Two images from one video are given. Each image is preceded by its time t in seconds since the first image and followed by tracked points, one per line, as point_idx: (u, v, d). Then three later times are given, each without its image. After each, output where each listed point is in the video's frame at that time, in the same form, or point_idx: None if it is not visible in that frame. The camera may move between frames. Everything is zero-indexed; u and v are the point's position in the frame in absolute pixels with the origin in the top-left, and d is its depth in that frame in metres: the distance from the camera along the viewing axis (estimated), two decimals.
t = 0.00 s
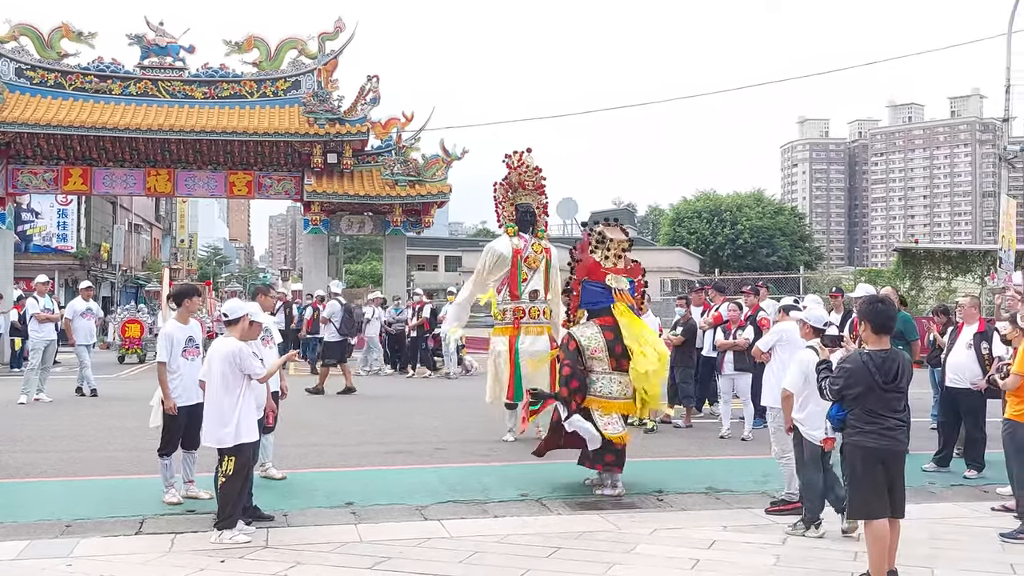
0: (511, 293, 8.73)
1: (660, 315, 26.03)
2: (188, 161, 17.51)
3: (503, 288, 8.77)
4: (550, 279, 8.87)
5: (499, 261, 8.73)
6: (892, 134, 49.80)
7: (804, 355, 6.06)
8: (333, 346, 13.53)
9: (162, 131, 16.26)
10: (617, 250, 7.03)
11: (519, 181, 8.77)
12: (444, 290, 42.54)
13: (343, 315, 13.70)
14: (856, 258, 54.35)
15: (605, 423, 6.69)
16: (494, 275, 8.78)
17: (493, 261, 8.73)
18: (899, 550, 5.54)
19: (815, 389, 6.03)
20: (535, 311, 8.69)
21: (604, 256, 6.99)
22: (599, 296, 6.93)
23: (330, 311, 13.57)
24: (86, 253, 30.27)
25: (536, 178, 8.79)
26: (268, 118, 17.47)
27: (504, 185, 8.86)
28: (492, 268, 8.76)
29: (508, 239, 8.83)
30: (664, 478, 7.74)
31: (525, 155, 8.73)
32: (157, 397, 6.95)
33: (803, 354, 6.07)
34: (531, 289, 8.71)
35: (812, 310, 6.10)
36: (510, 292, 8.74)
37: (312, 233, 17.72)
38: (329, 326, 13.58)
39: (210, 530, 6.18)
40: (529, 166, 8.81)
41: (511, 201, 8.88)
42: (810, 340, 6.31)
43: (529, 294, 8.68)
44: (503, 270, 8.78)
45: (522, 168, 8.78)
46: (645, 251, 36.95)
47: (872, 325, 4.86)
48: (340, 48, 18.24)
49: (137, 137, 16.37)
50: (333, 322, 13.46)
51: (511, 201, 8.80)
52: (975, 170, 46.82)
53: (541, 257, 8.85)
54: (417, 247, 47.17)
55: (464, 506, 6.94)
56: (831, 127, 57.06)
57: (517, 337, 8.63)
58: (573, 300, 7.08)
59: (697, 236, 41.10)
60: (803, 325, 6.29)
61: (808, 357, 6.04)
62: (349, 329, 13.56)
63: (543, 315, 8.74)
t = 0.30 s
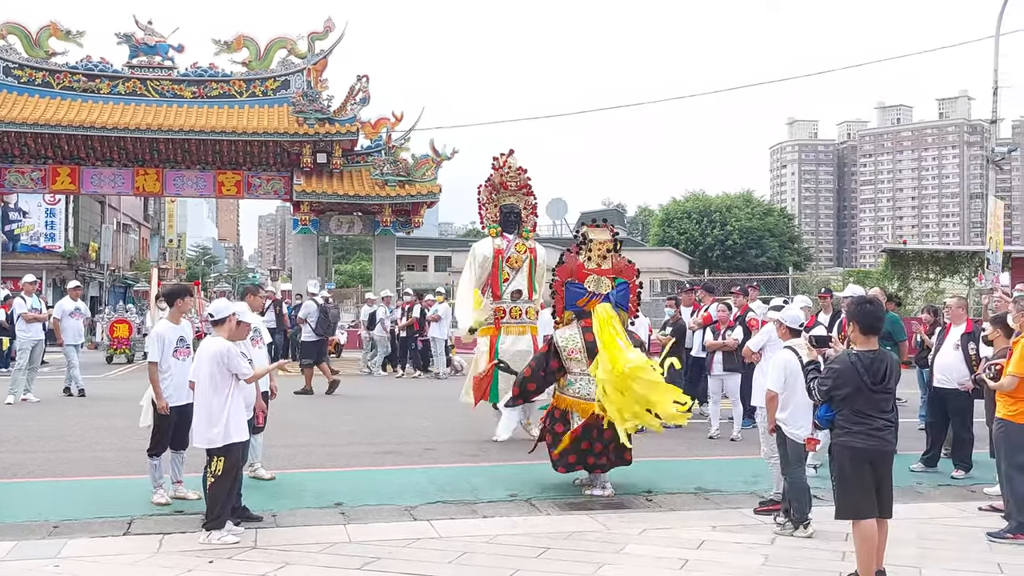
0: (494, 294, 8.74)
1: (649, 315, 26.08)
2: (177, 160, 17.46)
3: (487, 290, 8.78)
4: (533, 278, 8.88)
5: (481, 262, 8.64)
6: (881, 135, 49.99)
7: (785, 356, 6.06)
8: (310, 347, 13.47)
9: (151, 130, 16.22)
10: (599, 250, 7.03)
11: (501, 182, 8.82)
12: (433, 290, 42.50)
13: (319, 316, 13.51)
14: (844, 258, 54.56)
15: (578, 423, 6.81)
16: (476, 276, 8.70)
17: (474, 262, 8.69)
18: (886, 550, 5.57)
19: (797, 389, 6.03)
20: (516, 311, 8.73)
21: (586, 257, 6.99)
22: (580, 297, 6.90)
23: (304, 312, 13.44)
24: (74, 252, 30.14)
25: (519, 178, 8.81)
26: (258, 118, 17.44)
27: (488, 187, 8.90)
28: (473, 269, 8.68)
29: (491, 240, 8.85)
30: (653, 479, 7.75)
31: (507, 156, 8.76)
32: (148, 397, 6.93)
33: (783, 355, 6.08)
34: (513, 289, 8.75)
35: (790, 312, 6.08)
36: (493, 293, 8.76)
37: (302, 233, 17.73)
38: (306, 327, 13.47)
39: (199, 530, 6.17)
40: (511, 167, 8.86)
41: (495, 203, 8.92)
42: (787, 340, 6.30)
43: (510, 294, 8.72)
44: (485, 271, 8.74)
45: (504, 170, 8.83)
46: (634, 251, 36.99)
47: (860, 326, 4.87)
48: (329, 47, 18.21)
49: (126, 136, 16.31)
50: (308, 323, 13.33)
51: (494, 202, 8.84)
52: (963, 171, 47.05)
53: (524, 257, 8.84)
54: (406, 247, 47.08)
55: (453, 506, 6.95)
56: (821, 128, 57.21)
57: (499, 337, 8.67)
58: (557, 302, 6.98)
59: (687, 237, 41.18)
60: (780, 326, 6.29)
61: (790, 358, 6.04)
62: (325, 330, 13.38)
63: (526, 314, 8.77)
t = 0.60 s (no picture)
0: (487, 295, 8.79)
1: (642, 315, 26.10)
2: (170, 160, 17.44)
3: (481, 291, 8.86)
4: (527, 277, 8.82)
5: (472, 264, 8.79)
6: (874, 136, 50.13)
7: (771, 355, 6.16)
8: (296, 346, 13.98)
9: (143, 129, 16.19)
10: (600, 256, 7.04)
11: (490, 184, 8.88)
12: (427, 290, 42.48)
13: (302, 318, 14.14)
14: (837, 259, 54.71)
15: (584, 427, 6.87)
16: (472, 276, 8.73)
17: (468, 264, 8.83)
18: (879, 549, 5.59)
19: (782, 388, 6.13)
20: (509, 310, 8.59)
21: (588, 263, 6.98)
22: (583, 303, 6.88)
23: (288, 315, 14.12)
24: (66, 252, 30.08)
25: (509, 178, 8.82)
26: (251, 117, 17.43)
27: (479, 189, 8.96)
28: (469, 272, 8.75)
29: (483, 241, 8.93)
30: (647, 479, 7.76)
31: (496, 158, 8.80)
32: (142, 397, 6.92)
33: (769, 354, 6.18)
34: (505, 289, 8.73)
35: (776, 312, 5.99)
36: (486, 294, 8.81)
37: (295, 234, 17.66)
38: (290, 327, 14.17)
39: (192, 530, 6.16)
40: (501, 169, 8.90)
41: (487, 205, 8.98)
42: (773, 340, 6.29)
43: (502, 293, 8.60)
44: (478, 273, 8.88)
45: (494, 172, 8.88)
46: (627, 251, 37.02)
47: (852, 326, 4.88)
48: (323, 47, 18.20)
49: (119, 135, 16.28)
50: (292, 323, 13.98)
51: (486, 203, 8.89)
52: (955, 172, 47.23)
53: (516, 256, 8.80)
54: (400, 247, 47.01)
55: (447, 506, 6.96)
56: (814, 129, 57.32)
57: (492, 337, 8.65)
58: (559, 309, 6.97)
59: (680, 237, 41.22)
60: (767, 325, 6.24)
61: (777, 357, 6.17)
62: (308, 330, 14.00)
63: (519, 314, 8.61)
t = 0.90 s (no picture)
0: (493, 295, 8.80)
1: (642, 315, 26.11)
2: (171, 159, 17.45)
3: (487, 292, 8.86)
4: (532, 276, 8.85)
5: (477, 267, 8.77)
6: (874, 136, 50.11)
7: (765, 355, 6.20)
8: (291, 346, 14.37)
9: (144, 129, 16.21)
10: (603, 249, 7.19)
11: (494, 184, 8.87)
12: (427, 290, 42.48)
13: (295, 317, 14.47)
14: (837, 259, 54.70)
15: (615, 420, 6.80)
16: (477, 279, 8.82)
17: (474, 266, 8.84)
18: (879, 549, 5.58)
19: (776, 387, 6.16)
20: (515, 311, 8.73)
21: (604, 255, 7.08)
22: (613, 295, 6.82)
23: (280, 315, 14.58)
24: (67, 251, 30.11)
25: (513, 178, 8.81)
26: (253, 117, 17.45)
27: (484, 189, 8.96)
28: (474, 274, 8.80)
29: (488, 242, 8.94)
30: (648, 478, 7.77)
31: (501, 158, 8.80)
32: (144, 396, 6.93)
33: (764, 353, 6.22)
34: (510, 289, 8.74)
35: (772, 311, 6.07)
36: (491, 294, 8.81)
37: (296, 233, 17.64)
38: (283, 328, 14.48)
39: (193, 530, 6.17)
40: (505, 169, 8.89)
41: (492, 205, 8.97)
42: (770, 339, 6.36)
43: (508, 293, 8.72)
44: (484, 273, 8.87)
45: (498, 172, 8.87)
46: (627, 251, 37.01)
47: (853, 326, 4.88)
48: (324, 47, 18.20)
49: (120, 135, 16.29)
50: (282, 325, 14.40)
51: (491, 203, 8.89)
52: (955, 173, 47.24)
53: (521, 256, 8.85)
54: (400, 247, 46.98)
55: (448, 505, 6.96)
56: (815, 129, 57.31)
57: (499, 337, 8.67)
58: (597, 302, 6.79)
59: (680, 237, 41.20)
60: (764, 325, 6.32)
61: (771, 357, 6.21)
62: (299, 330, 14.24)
63: (525, 314, 8.76)
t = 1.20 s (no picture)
0: (500, 295, 8.82)
1: (642, 315, 26.12)
2: (172, 160, 17.46)
3: (493, 292, 8.87)
4: (539, 278, 8.89)
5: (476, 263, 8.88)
6: (874, 136, 50.09)
7: (758, 354, 6.22)
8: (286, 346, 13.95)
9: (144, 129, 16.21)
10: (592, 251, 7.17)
11: (501, 184, 8.83)
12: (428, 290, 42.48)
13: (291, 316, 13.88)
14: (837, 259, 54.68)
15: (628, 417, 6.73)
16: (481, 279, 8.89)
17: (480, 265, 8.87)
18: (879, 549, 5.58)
19: (768, 387, 6.18)
20: (523, 311, 8.70)
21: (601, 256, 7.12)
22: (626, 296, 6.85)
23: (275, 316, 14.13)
24: (67, 252, 30.12)
25: (519, 178, 8.79)
26: (253, 117, 17.46)
27: (489, 189, 8.94)
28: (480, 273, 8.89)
29: (495, 242, 8.94)
30: (647, 479, 7.77)
31: (506, 158, 8.78)
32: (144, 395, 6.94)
33: (757, 353, 6.23)
34: (518, 289, 8.75)
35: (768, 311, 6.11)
36: (498, 294, 8.83)
37: (296, 233, 17.63)
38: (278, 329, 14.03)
39: (193, 530, 6.17)
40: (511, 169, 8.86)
41: (497, 205, 8.94)
42: (764, 339, 6.37)
43: (516, 294, 8.73)
44: (491, 273, 8.89)
45: (504, 172, 8.84)
46: (627, 251, 37.00)
47: (852, 327, 4.89)
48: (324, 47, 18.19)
49: (119, 135, 16.29)
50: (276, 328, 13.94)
51: (496, 203, 8.87)
52: (955, 173, 47.21)
53: (528, 257, 8.86)
54: (400, 247, 46.96)
55: (447, 505, 6.96)
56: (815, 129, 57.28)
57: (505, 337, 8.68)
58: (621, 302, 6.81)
59: (681, 238, 41.17)
60: (759, 325, 6.34)
61: (763, 356, 6.22)
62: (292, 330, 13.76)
63: (533, 315, 8.73)
